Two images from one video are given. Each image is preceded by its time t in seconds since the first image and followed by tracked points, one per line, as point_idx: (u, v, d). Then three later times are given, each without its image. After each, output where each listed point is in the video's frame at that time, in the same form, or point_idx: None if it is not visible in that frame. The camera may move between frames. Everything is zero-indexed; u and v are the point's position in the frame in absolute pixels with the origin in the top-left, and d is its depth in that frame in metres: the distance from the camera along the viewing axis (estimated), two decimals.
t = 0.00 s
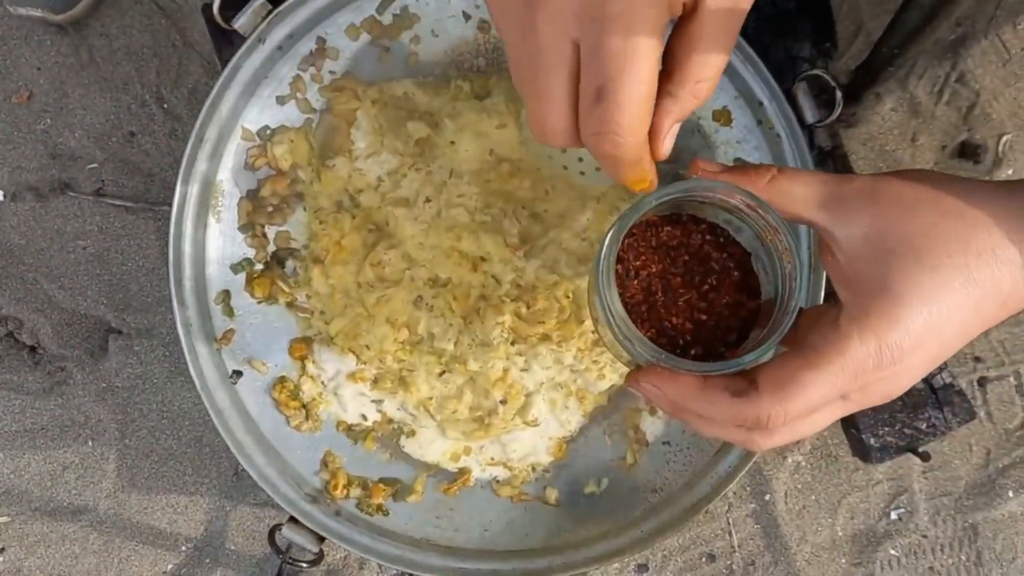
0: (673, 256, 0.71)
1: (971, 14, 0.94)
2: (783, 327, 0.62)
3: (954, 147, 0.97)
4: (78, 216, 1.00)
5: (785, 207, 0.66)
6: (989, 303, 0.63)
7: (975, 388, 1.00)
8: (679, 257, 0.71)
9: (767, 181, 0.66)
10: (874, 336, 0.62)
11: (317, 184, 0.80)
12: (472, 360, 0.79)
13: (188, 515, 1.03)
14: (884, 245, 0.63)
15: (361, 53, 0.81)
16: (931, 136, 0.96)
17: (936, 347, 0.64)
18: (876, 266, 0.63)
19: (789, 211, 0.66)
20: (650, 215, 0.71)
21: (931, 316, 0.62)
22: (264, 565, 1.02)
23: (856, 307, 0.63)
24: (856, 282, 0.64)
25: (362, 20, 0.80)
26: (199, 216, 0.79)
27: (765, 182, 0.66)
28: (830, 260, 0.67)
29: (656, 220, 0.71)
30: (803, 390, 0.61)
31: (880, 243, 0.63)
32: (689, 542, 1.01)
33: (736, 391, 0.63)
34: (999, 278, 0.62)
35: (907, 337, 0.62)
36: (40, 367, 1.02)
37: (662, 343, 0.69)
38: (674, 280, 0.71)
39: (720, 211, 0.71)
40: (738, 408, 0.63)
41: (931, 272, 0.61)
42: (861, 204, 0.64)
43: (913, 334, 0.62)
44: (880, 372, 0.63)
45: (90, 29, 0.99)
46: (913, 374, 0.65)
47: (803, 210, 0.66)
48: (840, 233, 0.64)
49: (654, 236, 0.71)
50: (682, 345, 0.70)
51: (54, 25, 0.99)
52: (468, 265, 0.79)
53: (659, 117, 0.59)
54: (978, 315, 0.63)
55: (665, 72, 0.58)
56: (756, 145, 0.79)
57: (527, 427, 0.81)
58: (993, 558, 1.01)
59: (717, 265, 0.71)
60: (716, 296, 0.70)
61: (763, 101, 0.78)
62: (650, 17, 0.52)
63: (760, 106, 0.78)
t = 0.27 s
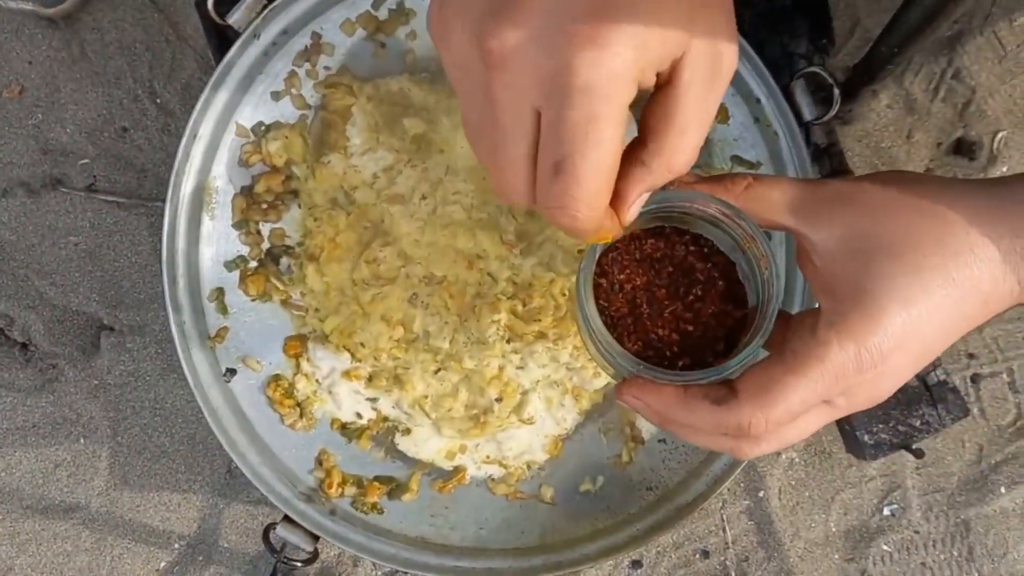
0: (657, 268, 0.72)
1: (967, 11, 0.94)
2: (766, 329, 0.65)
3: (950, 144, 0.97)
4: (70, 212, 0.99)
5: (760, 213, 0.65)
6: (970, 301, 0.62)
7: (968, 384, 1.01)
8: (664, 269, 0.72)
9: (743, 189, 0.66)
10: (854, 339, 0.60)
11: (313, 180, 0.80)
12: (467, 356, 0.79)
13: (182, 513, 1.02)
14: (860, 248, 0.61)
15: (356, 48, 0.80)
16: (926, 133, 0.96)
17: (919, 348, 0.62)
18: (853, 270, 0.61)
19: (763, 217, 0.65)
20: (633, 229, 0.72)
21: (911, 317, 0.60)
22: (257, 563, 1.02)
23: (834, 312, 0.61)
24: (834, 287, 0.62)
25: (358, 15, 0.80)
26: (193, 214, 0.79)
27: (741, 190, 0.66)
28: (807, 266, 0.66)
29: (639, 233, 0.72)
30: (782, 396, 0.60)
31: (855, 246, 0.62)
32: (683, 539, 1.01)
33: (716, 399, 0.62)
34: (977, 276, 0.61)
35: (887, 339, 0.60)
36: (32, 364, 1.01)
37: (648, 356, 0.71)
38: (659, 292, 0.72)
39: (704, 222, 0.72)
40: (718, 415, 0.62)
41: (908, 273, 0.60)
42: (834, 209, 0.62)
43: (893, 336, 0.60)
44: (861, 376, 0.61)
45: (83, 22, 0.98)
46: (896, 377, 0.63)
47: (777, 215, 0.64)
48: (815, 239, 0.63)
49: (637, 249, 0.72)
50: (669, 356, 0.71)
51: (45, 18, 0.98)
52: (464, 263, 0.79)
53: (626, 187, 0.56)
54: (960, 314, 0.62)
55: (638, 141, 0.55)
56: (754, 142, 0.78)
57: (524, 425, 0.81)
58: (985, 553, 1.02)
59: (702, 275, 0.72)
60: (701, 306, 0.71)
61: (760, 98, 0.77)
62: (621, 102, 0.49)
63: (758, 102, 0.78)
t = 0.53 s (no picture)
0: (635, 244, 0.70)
1: (971, 9, 0.94)
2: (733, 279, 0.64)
3: (954, 142, 0.96)
4: (76, 211, 1.00)
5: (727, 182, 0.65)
6: (940, 269, 0.61)
7: (973, 383, 1.01)
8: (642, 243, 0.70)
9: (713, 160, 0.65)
10: (820, 297, 0.58)
11: (316, 180, 0.80)
12: (472, 355, 0.80)
13: (187, 510, 1.03)
14: (826, 213, 0.61)
15: (360, 48, 0.81)
16: (930, 131, 0.96)
17: (888, 313, 0.60)
18: (818, 234, 0.61)
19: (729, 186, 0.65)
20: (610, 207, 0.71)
21: (879, 278, 0.59)
22: (262, 560, 1.02)
23: (800, 273, 0.60)
24: (800, 252, 0.61)
25: (362, 15, 0.80)
26: (198, 213, 0.79)
27: (711, 160, 0.65)
28: (774, 238, 0.65)
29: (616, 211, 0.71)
30: (745, 350, 0.58)
31: (820, 211, 0.62)
32: (686, 537, 1.01)
33: (679, 354, 0.60)
34: (944, 243, 0.61)
35: (854, 297, 0.59)
36: (37, 362, 1.02)
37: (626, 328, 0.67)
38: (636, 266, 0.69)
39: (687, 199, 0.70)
40: (681, 371, 0.60)
41: (874, 236, 0.60)
42: (799, 179, 0.63)
43: (859, 296, 0.59)
44: (825, 335, 0.59)
45: (89, 22, 0.98)
46: (863, 346, 0.61)
47: (743, 183, 0.64)
48: (781, 207, 0.63)
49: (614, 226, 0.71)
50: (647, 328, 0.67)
51: (51, 19, 0.98)
52: (467, 262, 0.79)
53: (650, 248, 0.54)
54: (930, 280, 0.61)
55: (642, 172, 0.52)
56: (757, 141, 0.79)
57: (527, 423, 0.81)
58: (989, 552, 1.02)
59: (681, 251, 0.70)
60: (681, 281, 0.69)
61: (764, 96, 0.78)
62: (643, 203, 0.46)
63: (761, 101, 0.78)
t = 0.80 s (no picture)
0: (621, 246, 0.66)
1: (973, 12, 0.94)
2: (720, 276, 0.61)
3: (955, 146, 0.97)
4: (77, 217, 1.00)
5: (710, 183, 0.65)
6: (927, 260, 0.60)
7: (975, 386, 1.01)
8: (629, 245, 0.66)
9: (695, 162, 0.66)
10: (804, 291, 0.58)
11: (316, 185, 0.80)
12: (473, 360, 0.80)
13: (188, 516, 1.02)
14: (809, 209, 0.61)
15: (361, 53, 0.81)
16: (931, 135, 0.96)
17: (875, 304, 0.59)
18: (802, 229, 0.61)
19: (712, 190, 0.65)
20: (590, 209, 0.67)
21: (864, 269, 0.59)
22: (263, 566, 1.02)
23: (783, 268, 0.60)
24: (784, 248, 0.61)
25: (363, 20, 0.80)
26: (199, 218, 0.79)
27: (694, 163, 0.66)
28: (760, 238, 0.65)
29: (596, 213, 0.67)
30: (731, 346, 0.58)
31: (803, 207, 0.61)
32: (689, 541, 1.01)
33: (667, 349, 0.60)
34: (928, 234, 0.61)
35: (841, 290, 0.58)
36: (38, 368, 1.02)
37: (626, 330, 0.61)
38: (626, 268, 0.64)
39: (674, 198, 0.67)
40: (668, 365, 0.59)
41: (858, 228, 0.59)
42: (781, 178, 0.63)
43: (844, 288, 0.58)
44: (811, 328, 0.59)
45: (90, 28, 0.98)
46: (854, 340, 0.60)
47: (725, 186, 0.65)
48: (764, 205, 0.63)
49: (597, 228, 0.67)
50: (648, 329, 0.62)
51: (52, 25, 0.98)
52: (467, 267, 0.79)
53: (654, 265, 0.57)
54: (920, 273, 0.60)
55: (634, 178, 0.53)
56: (758, 144, 0.79)
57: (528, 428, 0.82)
58: (993, 556, 1.01)
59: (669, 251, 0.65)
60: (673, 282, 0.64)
61: (765, 100, 0.78)
62: (670, 254, 0.49)
63: (762, 104, 0.78)
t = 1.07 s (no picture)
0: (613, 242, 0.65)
1: (972, 13, 0.94)
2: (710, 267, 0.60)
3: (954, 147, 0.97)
4: (77, 218, 1.00)
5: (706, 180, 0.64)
6: (920, 255, 0.61)
7: (975, 387, 1.00)
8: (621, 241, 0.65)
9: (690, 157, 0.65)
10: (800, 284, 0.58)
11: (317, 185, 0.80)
12: (473, 360, 0.80)
13: (187, 517, 1.02)
14: (804, 203, 0.61)
15: (361, 53, 0.81)
16: (930, 135, 0.96)
17: (870, 298, 0.59)
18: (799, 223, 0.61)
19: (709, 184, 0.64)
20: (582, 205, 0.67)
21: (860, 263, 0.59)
22: (263, 567, 1.02)
23: (779, 262, 0.60)
24: (780, 242, 0.61)
25: (362, 20, 0.79)
26: (199, 218, 0.78)
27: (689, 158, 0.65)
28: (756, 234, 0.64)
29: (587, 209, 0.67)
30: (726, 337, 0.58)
31: (799, 201, 0.61)
32: (688, 542, 1.01)
33: (661, 338, 0.59)
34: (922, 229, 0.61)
35: (838, 283, 0.58)
36: (38, 369, 1.02)
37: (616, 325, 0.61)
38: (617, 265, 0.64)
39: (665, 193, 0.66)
40: (662, 355, 0.59)
41: (853, 222, 0.60)
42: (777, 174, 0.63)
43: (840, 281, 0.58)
44: (808, 321, 0.58)
45: (90, 29, 0.99)
46: (849, 335, 0.60)
47: (723, 181, 0.64)
48: (760, 199, 0.63)
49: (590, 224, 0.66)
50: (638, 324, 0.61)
51: (52, 25, 0.98)
52: (466, 268, 0.79)
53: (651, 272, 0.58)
54: (916, 267, 0.60)
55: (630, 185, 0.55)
56: (757, 144, 0.79)
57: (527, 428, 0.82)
58: (992, 557, 1.01)
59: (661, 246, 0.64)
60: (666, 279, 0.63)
61: (764, 100, 0.78)
62: (669, 267, 0.51)
63: (761, 105, 0.78)
